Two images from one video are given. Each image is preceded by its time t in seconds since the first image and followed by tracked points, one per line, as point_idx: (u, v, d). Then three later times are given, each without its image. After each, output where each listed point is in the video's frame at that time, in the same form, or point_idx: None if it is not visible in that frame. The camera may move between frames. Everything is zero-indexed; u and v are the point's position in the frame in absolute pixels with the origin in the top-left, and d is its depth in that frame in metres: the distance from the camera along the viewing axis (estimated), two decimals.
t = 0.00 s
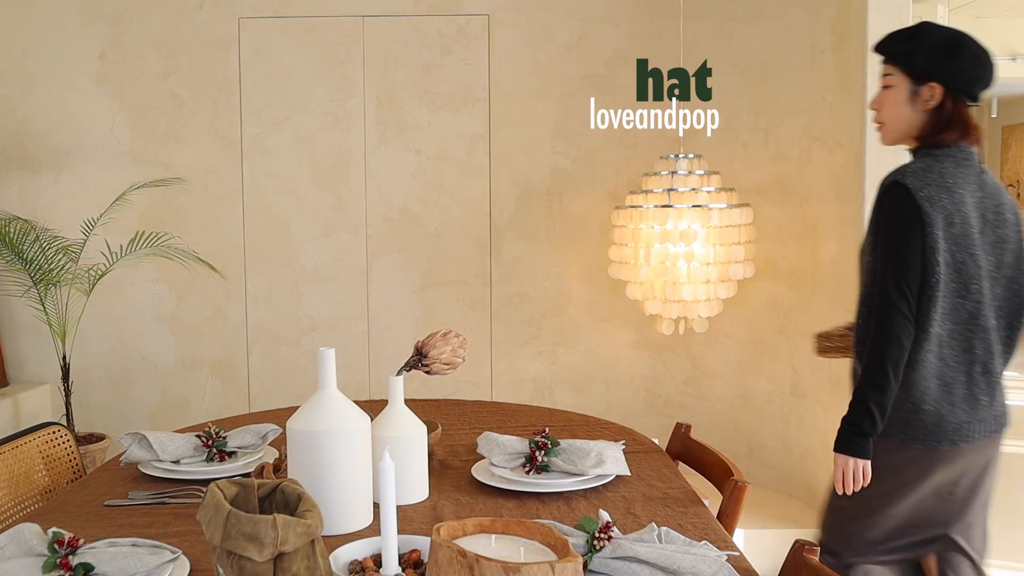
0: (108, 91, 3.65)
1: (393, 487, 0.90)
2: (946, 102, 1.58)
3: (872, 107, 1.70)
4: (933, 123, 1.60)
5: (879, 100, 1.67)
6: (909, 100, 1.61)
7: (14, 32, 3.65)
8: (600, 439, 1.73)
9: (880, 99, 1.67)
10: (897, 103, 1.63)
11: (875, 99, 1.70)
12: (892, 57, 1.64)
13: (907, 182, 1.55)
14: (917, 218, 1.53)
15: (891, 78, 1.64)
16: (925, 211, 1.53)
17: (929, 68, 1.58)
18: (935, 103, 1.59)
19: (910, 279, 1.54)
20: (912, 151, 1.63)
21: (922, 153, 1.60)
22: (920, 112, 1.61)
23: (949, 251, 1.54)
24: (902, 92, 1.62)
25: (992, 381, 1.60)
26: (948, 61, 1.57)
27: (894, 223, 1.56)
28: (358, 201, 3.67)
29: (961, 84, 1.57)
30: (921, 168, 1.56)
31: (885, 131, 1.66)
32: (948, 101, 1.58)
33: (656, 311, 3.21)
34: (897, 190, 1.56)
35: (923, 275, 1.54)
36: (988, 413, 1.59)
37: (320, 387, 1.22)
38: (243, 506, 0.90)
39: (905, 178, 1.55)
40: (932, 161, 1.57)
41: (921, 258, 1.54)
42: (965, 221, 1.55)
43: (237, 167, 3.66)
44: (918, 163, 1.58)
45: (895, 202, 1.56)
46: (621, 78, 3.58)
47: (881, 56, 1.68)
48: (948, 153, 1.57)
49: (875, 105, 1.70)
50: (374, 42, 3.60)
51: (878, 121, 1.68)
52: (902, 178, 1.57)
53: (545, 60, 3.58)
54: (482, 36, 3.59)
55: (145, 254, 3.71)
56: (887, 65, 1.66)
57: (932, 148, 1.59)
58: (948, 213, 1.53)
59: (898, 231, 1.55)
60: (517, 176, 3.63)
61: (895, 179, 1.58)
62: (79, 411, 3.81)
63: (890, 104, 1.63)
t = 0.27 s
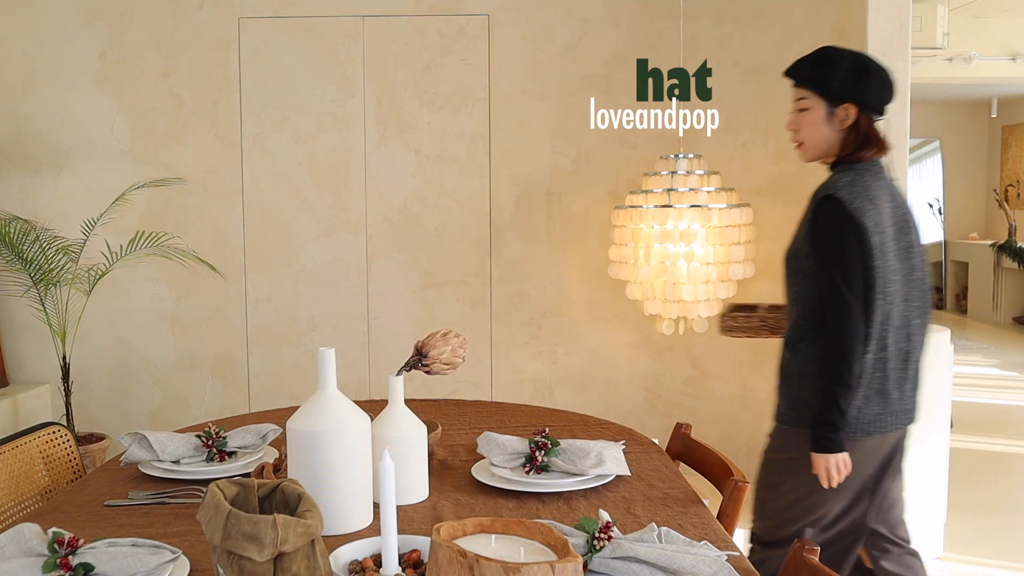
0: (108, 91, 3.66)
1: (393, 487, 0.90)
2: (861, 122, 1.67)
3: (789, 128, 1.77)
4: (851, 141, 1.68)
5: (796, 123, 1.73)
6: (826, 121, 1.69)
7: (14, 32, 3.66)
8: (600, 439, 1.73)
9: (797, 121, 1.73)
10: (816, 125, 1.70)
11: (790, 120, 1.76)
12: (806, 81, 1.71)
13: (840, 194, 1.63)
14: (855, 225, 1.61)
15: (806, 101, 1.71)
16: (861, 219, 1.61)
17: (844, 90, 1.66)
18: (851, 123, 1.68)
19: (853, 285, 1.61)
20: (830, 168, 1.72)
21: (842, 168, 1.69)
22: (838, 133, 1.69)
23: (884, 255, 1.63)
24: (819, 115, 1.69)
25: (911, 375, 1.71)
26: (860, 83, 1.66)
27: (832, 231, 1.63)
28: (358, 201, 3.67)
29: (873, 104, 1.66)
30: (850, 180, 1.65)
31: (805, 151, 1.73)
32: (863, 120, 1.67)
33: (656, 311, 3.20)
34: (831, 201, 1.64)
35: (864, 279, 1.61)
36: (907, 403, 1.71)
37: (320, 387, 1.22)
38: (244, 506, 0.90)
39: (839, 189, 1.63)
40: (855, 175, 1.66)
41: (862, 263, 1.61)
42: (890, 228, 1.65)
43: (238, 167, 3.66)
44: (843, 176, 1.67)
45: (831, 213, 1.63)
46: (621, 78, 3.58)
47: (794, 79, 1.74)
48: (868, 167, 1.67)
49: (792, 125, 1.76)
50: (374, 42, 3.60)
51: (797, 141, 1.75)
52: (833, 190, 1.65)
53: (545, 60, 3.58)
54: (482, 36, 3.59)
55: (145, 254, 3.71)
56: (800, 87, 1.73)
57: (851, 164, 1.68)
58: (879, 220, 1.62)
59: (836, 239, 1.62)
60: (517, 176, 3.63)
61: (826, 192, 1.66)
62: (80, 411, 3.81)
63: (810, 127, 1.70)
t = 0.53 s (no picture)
0: (108, 91, 3.66)
1: (393, 487, 0.90)
2: (766, 125, 1.93)
3: (701, 132, 2.01)
4: (758, 143, 1.94)
5: (710, 126, 1.97)
6: (736, 124, 1.94)
7: (14, 32, 3.66)
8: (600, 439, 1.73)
9: (711, 125, 1.98)
10: (729, 128, 1.95)
11: (703, 124, 2.00)
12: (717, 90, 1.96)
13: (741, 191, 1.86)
14: (751, 219, 1.84)
15: (718, 106, 1.96)
16: (760, 215, 1.84)
17: (754, 97, 1.92)
18: (758, 126, 1.93)
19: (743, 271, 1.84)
20: (737, 166, 1.96)
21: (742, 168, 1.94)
22: (748, 134, 1.94)
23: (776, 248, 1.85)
24: (732, 118, 1.94)
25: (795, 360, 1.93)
26: (768, 92, 1.92)
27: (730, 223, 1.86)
28: (358, 201, 3.67)
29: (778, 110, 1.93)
30: (752, 179, 1.88)
31: (718, 151, 1.97)
32: (768, 124, 1.94)
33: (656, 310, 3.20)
34: (732, 196, 1.87)
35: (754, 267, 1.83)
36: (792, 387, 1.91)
37: (320, 387, 1.22)
38: (243, 506, 0.90)
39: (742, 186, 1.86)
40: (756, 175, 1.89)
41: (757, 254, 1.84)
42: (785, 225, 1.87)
43: (238, 168, 3.66)
44: (748, 175, 1.90)
45: (731, 206, 1.86)
46: (621, 78, 3.58)
47: (707, 89, 1.99)
48: (769, 169, 1.91)
49: (704, 129, 2.00)
50: (374, 42, 3.60)
51: (709, 142, 1.99)
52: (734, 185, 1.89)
53: (545, 60, 3.59)
54: (482, 36, 3.59)
55: (145, 255, 3.71)
56: (711, 95, 1.98)
57: (756, 162, 1.92)
58: (774, 216, 1.85)
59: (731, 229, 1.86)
60: (517, 176, 3.64)
61: (731, 187, 1.89)
62: (79, 410, 3.81)
63: (723, 128, 1.95)
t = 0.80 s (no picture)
0: (108, 91, 3.66)
1: (393, 487, 0.90)
2: (684, 130, 2.07)
3: (622, 135, 2.12)
4: (677, 147, 2.07)
5: (632, 129, 2.08)
6: (656, 130, 2.06)
7: (14, 32, 3.66)
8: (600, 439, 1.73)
9: (632, 129, 2.08)
10: (651, 131, 2.06)
11: (624, 127, 2.11)
12: (639, 95, 2.07)
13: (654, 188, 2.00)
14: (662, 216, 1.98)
15: (641, 111, 2.07)
16: (674, 213, 1.98)
17: (675, 105, 2.04)
18: (677, 132, 2.07)
19: (649, 262, 1.99)
20: (655, 168, 2.09)
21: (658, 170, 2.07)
22: (668, 139, 2.07)
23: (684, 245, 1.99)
24: (653, 123, 2.06)
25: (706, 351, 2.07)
26: (687, 99, 2.06)
27: (643, 216, 2.01)
28: (358, 202, 3.67)
29: (695, 117, 2.07)
30: (668, 179, 2.01)
31: (639, 154, 2.09)
32: (686, 129, 2.08)
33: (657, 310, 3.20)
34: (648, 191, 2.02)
35: (659, 260, 1.98)
36: (701, 377, 2.06)
37: (320, 387, 1.22)
38: (243, 506, 0.90)
39: (657, 184, 2.00)
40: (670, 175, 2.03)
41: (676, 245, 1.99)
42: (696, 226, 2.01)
43: (237, 168, 3.66)
44: (667, 176, 2.04)
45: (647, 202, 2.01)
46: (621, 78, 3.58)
47: (629, 93, 2.09)
48: (686, 171, 2.05)
49: (625, 131, 2.11)
50: (374, 42, 3.60)
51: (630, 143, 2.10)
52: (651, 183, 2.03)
53: (545, 60, 3.59)
54: (482, 36, 3.59)
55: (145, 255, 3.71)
56: (632, 100, 2.09)
57: (675, 166, 2.06)
58: (685, 216, 1.99)
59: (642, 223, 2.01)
60: (517, 176, 3.64)
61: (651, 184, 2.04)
62: (80, 410, 3.81)
63: (645, 133, 2.06)
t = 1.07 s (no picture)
0: (108, 91, 3.66)
1: (393, 487, 0.90)
2: (617, 135, 2.12)
3: (557, 135, 2.14)
4: (611, 151, 2.12)
5: (570, 132, 2.11)
6: (592, 134, 2.10)
7: (14, 32, 3.66)
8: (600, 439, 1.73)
9: (569, 132, 2.11)
10: (588, 135, 2.10)
11: (561, 128, 2.13)
12: (576, 99, 2.09)
13: (587, 187, 2.06)
14: (596, 214, 2.04)
15: (578, 115, 2.09)
16: (609, 210, 2.04)
17: (613, 111, 2.08)
18: (610, 137, 2.12)
19: (584, 258, 2.05)
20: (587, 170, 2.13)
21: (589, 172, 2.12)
22: (603, 143, 2.12)
23: (616, 243, 2.06)
24: (590, 127, 2.10)
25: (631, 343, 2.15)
26: (624, 105, 2.10)
27: (578, 214, 2.06)
28: (358, 202, 3.67)
29: (629, 122, 2.13)
30: (600, 181, 2.08)
31: (574, 156, 2.12)
32: (619, 134, 2.13)
33: (656, 311, 3.20)
34: (581, 190, 2.08)
35: (593, 257, 2.04)
36: (625, 370, 2.13)
37: (320, 387, 1.22)
38: (243, 506, 0.90)
39: (591, 183, 2.07)
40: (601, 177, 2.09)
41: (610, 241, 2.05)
42: (627, 225, 2.09)
43: (238, 168, 3.66)
44: (600, 176, 2.10)
45: (581, 200, 2.07)
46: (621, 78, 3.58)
47: (567, 95, 2.11)
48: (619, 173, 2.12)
49: (561, 132, 2.13)
50: (374, 42, 3.60)
51: (564, 143, 2.13)
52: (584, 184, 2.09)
53: (545, 60, 3.59)
54: (482, 36, 3.59)
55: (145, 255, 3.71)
56: (569, 102, 2.11)
57: (607, 168, 2.11)
58: (618, 215, 2.06)
59: (577, 220, 2.07)
60: (517, 176, 3.64)
61: (584, 184, 2.10)
62: (80, 410, 3.81)
63: (582, 136, 2.10)
